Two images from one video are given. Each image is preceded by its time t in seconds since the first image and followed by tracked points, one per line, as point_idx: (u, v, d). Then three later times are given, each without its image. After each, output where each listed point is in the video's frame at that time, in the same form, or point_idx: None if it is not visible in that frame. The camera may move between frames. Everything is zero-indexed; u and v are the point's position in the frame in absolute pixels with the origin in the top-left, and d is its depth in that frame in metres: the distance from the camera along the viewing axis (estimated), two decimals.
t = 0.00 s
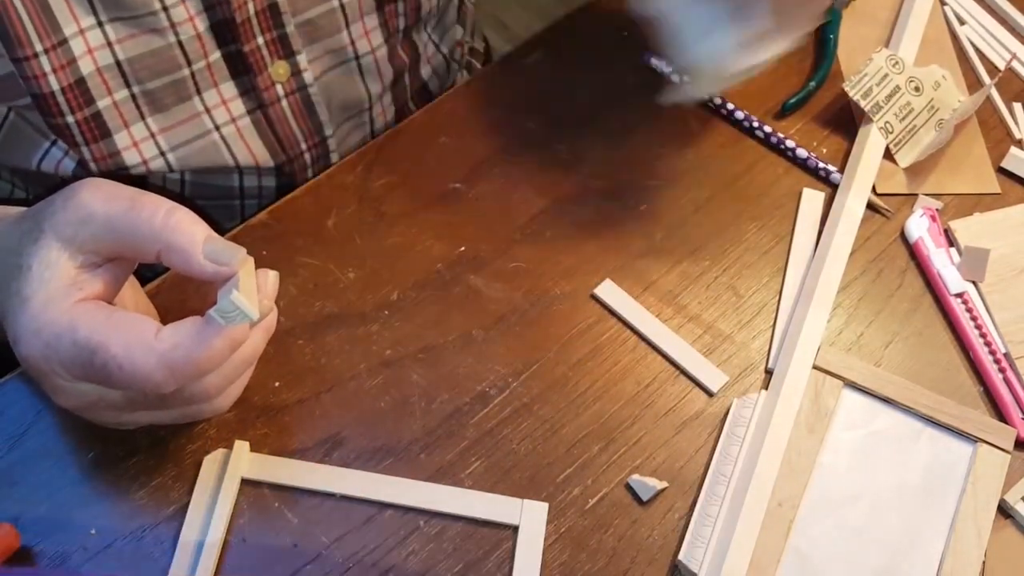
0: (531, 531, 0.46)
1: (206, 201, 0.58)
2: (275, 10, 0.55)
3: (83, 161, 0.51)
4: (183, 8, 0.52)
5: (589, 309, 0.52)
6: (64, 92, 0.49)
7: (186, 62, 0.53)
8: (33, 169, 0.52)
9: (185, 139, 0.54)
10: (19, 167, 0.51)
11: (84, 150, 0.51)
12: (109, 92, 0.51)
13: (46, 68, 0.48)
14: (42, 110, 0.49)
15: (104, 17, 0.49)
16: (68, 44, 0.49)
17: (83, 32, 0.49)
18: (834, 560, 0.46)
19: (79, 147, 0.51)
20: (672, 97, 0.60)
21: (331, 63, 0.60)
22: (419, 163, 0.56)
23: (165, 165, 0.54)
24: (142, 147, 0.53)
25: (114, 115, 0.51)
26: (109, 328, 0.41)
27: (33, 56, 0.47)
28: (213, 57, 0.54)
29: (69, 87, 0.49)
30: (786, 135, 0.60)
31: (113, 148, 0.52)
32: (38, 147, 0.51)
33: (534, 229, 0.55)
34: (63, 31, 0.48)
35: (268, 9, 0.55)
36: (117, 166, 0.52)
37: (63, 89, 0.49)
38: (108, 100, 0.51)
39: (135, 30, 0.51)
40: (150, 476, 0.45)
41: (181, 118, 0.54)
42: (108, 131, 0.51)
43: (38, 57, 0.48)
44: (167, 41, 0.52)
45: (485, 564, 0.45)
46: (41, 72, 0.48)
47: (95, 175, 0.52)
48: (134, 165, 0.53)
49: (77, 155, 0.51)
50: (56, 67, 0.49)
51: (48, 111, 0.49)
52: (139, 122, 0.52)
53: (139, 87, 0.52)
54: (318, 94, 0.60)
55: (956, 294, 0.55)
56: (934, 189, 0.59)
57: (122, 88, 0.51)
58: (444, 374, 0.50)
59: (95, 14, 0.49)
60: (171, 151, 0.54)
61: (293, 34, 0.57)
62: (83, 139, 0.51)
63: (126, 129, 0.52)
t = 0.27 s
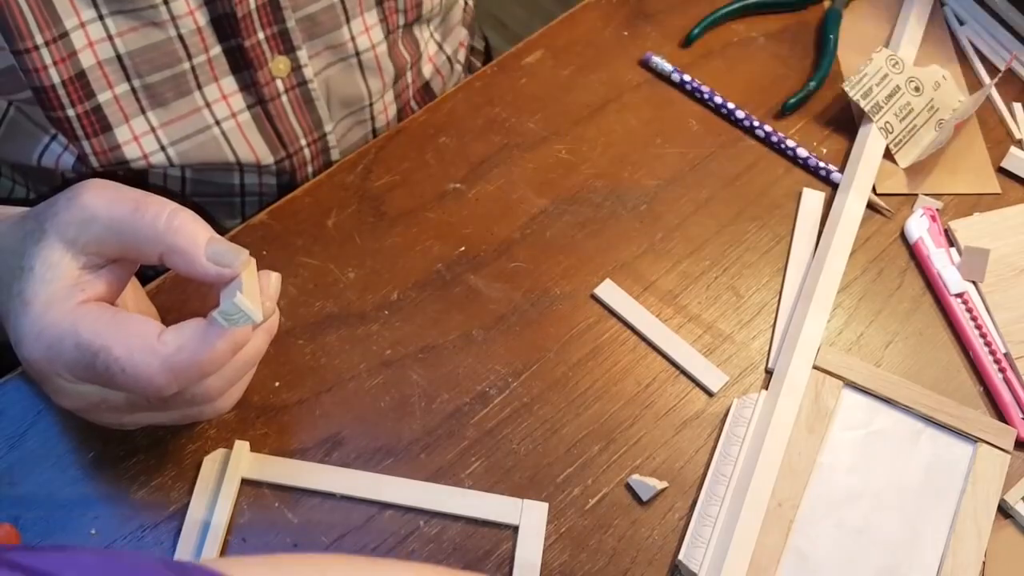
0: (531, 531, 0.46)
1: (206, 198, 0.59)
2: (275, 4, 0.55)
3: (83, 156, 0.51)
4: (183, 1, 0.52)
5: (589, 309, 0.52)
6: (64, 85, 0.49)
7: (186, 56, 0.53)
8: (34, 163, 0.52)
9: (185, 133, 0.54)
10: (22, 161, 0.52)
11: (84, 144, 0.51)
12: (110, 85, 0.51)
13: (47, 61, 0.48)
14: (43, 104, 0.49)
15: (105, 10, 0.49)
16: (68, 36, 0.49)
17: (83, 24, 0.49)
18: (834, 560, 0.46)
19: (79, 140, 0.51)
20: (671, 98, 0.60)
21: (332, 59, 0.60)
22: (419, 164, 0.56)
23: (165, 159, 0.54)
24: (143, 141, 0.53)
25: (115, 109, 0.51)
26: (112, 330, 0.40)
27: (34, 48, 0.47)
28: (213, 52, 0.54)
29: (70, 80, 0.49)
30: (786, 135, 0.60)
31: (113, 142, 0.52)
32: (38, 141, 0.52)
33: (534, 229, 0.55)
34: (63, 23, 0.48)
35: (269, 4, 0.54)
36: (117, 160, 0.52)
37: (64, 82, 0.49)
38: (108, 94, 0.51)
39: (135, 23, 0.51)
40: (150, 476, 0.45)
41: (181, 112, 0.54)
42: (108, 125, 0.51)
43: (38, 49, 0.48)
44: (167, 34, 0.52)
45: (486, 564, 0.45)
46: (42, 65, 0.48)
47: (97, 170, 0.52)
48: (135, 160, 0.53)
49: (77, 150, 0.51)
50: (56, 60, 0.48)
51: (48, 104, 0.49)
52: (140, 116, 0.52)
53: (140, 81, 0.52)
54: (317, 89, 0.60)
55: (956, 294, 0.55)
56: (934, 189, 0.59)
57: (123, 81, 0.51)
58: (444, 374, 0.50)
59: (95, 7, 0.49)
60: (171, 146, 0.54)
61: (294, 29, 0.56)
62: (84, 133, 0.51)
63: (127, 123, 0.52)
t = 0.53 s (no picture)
0: (531, 531, 0.45)
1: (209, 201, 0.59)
2: (289, 11, 0.55)
3: (92, 156, 0.52)
4: (196, 5, 0.52)
5: (589, 309, 0.53)
6: (76, 86, 0.49)
7: (198, 59, 0.53)
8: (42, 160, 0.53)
9: (196, 137, 0.55)
10: (31, 157, 0.53)
11: (94, 144, 0.51)
12: (122, 87, 0.51)
13: (59, 62, 0.48)
14: (55, 103, 0.49)
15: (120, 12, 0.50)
16: (82, 37, 0.49)
17: (97, 26, 0.49)
18: (834, 560, 0.46)
19: (89, 140, 0.51)
20: (671, 98, 0.60)
21: (342, 67, 0.61)
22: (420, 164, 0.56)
23: (175, 163, 0.54)
24: (154, 144, 0.53)
25: (127, 111, 0.52)
26: (116, 336, 0.41)
27: (47, 48, 0.48)
28: (227, 56, 0.55)
29: (83, 81, 0.49)
30: (786, 136, 0.60)
31: (124, 144, 0.52)
32: (46, 139, 0.52)
33: (534, 229, 0.55)
34: (78, 24, 0.48)
35: (283, 10, 0.55)
36: (127, 162, 0.53)
37: (76, 82, 0.49)
38: (121, 96, 0.51)
39: (149, 25, 0.51)
40: (150, 477, 0.45)
41: (192, 117, 0.55)
42: (120, 127, 0.52)
43: (51, 49, 0.48)
44: (180, 38, 0.52)
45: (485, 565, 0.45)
46: (54, 65, 0.48)
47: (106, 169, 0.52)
48: (144, 162, 0.53)
49: (86, 149, 0.52)
50: (69, 61, 0.49)
51: (60, 104, 0.49)
52: (152, 119, 0.53)
53: (152, 84, 0.52)
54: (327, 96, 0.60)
55: (956, 294, 0.55)
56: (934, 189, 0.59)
57: (135, 84, 0.52)
58: (445, 374, 0.50)
59: (110, 8, 0.49)
60: (181, 149, 0.54)
61: (306, 36, 0.57)
62: (94, 133, 0.51)
63: (139, 125, 0.52)
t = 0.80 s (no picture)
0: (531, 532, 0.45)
1: (209, 204, 0.58)
2: (290, 14, 0.55)
3: (94, 156, 0.52)
4: (200, 6, 0.52)
5: (589, 309, 0.53)
6: (78, 86, 0.50)
7: (201, 61, 0.54)
8: (44, 159, 0.53)
9: (198, 139, 0.55)
10: (33, 156, 0.53)
11: (96, 145, 0.52)
12: (125, 88, 0.52)
13: (61, 62, 0.49)
14: (58, 103, 0.50)
15: (123, 13, 0.50)
16: (85, 38, 0.49)
17: (100, 26, 0.49)
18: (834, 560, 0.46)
19: (91, 140, 0.51)
20: (671, 98, 0.60)
21: (344, 69, 0.61)
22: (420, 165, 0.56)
23: (177, 163, 0.55)
24: (156, 145, 0.54)
25: (129, 112, 0.52)
26: (109, 340, 0.42)
27: (49, 49, 0.48)
28: (230, 58, 0.55)
29: (85, 82, 0.50)
30: (786, 136, 0.60)
31: (126, 144, 0.52)
32: (48, 138, 0.53)
33: (534, 229, 0.55)
34: (81, 25, 0.49)
35: (285, 12, 0.55)
36: (128, 162, 0.53)
37: (78, 83, 0.50)
38: (123, 97, 0.52)
39: (151, 26, 0.51)
40: (150, 477, 0.45)
41: (194, 118, 0.55)
42: (122, 128, 0.52)
43: (53, 50, 0.48)
44: (181, 40, 0.52)
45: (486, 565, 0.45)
46: (58, 65, 0.48)
47: (108, 170, 0.53)
48: (146, 163, 0.53)
49: (89, 149, 0.52)
50: (71, 61, 0.49)
51: (62, 104, 0.50)
52: (154, 121, 0.53)
53: (154, 85, 0.53)
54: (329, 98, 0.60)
55: (956, 294, 0.55)
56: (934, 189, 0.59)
57: (138, 85, 0.52)
58: (445, 374, 0.50)
59: (113, 9, 0.50)
60: (183, 151, 0.55)
61: (307, 39, 0.57)
62: (96, 134, 0.51)
63: (141, 126, 0.53)
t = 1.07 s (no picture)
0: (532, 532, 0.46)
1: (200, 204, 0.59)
2: (271, 13, 0.55)
3: (75, 155, 0.52)
4: (180, 6, 0.52)
5: (589, 309, 0.53)
6: (58, 85, 0.50)
7: (183, 61, 0.53)
8: (27, 159, 0.54)
9: (180, 140, 0.55)
10: (17, 155, 0.53)
11: (76, 144, 0.52)
12: (106, 88, 0.51)
13: (41, 60, 0.49)
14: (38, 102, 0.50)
15: (102, 11, 0.50)
16: (65, 37, 0.49)
17: (81, 26, 0.49)
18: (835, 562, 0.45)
19: (71, 139, 0.52)
20: (671, 98, 0.60)
21: (328, 70, 0.61)
22: (419, 166, 0.56)
23: (159, 164, 0.55)
24: (138, 145, 0.53)
25: (110, 112, 0.52)
26: (100, 340, 0.43)
27: (28, 47, 0.48)
28: (213, 59, 0.55)
29: (65, 81, 0.50)
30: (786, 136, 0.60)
31: (107, 144, 0.52)
32: (32, 137, 0.53)
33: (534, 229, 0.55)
34: (60, 24, 0.49)
35: (265, 12, 0.55)
36: (109, 162, 0.53)
37: (58, 82, 0.50)
38: (104, 96, 0.51)
39: (132, 26, 0.51)
40: (150, 477, 0.45)
41: (176, 119, 0.55)
42: (103, 128, 0.52)
43: (33, 48, 0.48)
44: (162, 40, 0.52)
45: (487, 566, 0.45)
46: (35, 63, 0.48)
47: (89, 169, 0.53)
48: (127, 162, 0.53)
49: (70, 148, 0.52)
50: (51, 60, 0.49)
51: (42, 103, 0.50)
52: (136, 121, 0.53)
53: (135, 85, 0.52)
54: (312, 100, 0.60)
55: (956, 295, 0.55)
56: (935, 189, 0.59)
57: (119, 85, 0.52)
58: (445, 374, 0.50)
59: (93, 8, 0.50)
60: (165, 152, 0.55)
61: (288, 39, 0.57)
62: (77, 133, 0.52)
63: (122, 127, 0.53)
